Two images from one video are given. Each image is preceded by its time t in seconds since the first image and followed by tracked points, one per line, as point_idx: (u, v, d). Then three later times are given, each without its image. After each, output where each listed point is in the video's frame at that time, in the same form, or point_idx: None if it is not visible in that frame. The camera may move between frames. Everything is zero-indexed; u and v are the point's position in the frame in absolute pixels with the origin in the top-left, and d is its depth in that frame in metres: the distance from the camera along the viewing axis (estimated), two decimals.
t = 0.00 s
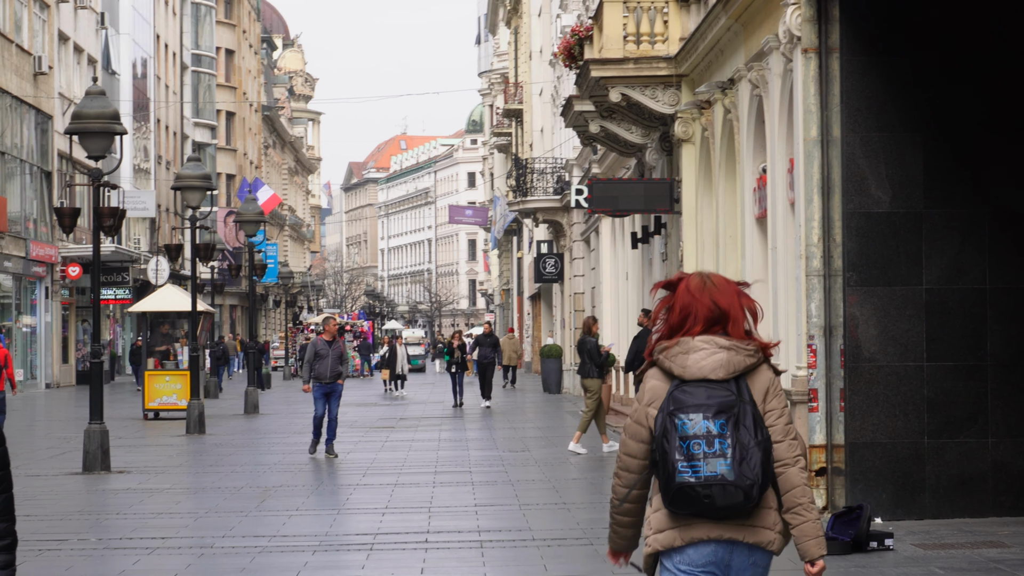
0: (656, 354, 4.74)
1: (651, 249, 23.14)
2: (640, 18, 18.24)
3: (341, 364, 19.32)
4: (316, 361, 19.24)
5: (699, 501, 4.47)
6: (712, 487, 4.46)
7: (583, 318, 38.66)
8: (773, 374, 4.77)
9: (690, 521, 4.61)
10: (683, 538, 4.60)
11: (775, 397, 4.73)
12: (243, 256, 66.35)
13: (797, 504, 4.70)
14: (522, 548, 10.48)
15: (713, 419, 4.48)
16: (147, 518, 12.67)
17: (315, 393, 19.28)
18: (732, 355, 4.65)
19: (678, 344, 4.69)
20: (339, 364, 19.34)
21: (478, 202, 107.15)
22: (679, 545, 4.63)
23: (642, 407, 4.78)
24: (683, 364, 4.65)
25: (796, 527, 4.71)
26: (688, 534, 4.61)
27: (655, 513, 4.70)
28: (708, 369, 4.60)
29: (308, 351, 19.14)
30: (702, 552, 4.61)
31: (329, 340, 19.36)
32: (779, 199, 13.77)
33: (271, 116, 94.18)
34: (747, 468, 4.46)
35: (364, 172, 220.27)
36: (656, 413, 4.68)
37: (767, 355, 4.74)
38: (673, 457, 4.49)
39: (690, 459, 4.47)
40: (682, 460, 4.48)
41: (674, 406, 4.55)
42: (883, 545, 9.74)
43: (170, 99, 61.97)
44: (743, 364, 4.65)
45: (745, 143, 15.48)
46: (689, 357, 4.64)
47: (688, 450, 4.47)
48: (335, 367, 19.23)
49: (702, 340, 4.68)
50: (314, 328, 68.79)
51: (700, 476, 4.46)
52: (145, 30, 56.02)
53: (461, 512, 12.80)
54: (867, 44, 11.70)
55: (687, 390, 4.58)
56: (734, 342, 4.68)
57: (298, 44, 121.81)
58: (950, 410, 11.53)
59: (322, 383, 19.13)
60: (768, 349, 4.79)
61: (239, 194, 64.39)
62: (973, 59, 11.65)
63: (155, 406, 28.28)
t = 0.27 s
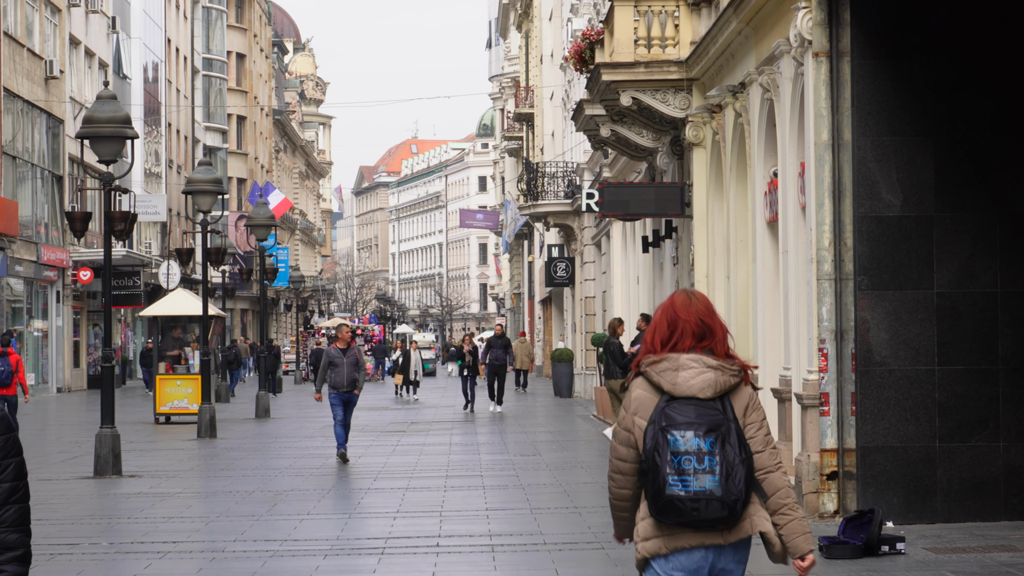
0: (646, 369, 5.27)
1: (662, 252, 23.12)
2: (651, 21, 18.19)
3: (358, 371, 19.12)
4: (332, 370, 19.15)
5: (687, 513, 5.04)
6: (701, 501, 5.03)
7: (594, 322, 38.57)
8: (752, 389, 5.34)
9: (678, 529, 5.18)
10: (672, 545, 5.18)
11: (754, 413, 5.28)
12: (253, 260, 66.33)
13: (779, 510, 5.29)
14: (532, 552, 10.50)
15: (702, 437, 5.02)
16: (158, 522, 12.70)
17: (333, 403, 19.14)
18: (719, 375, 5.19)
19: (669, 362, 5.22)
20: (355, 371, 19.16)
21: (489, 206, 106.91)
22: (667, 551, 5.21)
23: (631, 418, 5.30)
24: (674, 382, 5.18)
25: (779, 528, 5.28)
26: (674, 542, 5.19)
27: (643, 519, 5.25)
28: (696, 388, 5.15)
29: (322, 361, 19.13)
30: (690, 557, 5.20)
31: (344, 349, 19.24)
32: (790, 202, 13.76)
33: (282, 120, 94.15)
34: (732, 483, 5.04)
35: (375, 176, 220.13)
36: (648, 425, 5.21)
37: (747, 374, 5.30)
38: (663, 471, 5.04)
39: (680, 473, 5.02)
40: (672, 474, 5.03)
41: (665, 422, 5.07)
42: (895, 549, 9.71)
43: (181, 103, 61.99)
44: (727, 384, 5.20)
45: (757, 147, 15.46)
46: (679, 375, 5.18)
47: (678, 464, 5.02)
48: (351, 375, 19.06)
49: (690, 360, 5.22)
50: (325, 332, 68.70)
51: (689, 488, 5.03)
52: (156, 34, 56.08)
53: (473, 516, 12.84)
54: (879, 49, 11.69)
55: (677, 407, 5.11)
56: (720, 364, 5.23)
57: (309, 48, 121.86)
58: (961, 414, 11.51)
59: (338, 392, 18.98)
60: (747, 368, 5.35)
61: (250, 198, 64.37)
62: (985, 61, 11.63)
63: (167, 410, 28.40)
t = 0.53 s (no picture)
0: (635, 364, 4.94)
1: (673, 256, 23.11)
2: (661, 26, 18.23)
3: (372, 372, 18.97)
4: (346, 372, 18.96)
5: (670, 498, 4.70)
6: (684, 486, 4.69)
7: (605, 326, 38.66)
8: (739, 387, 5.01)
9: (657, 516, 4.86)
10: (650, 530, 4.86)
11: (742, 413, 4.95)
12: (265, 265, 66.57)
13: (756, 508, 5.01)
14: (543, 557, 10.51)
15: (688, 425, 4.68)
16: (169, 527, 12.73)
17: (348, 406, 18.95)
18: (708, 369, 4.85)
19: (657, 354, 4.88)
20: (369, 373, 18.96)
21: (500, 211, 107.26)
22: (645, 539, 4.89)
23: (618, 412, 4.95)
24: (663, 373, 4.85)
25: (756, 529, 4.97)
26: (654, 528, 4.87)
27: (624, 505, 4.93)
28: (685, 379, 4.82)
29: (336, 361, 18.88)
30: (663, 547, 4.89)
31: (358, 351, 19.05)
32: (800, 207, 13.78)
33: (293, 125, 94.52)
34: (716, 472, 4.70)
35: (386, 180, 220.68)
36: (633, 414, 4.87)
37: (735, 373, 4.98)
38: (649, 455, 4.69)
39: (665, 459, 4.68)
40: (658, 459, 4.69)
41: (652, 409, 4.74)
42: (906, 553, 9.73)
43: (192, 108, 62.28)
44: (716, 378, 4.86)
45: (768, 152, 15.46)
46: (669, 367, 4.84)
47: (664, 451, 4.68)
48: (364, 377, 18.88)
49: (678, 351, 4.90)
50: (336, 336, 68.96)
51: (673, 474, 4.69)
52: (167, 39, 56.33)
53: (484, 521, 12.82)
54: (890, 52, 11.68)
55: (665, 396, 4.78)
56: (710, 357, 4.89)
57: (321, 53, 122.21)
58: (972, 418, 11.50)
59: (353, 393, 18.82)
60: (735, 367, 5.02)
61: (261, 203, 64.62)
62: (997, 65, 11.61)
63: (178, 415, 28.52)
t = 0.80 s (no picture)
0: (618, 366, 5.47)
1: (684, 259, 23.10)
2: (672, 28, 18.22)
3: (387, 377, 18.37)
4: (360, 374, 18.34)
5: (649, 499, 5.26)
6: (660, 487, 5.25)
7: (616, 329, 38.63)
8: (718, 387, 5.53)
9: (641, 513, 5.38)
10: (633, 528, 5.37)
11: (717, 413, 5.48)
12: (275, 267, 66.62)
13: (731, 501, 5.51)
14: (554, 559, 10.53)
15: (663, 429, 5.24)
16: (181, 529, 12.77)
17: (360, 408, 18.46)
18: (683, 374, 5.38)
19: (638, 361, 5.42)
20: (384, 377, 18.33)
21: (510, 213, 107.22)
22: (631, 533, 5.40)
23: (604, 414, 5.49)
24: (643, 379, 5.39)
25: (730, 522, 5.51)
26: (638, 524, 5.38)
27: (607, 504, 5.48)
28: (663, 385, 5.35)
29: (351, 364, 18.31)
30: (647, 539, 5.39)
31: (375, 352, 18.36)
32: (812, 210, 13.76)
33: (304, 128, 94.52)
34: (691, 471, 5.25)
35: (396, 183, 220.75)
36: (617, 420, 5.42)
37: (713, 372, 5.49)
38: (627, 459, 5.27)
39: (642, 461, 5.25)
40: (636, 462, 5.25)
41: (631, 417, 5.29)
42: (917, 555, 9.74)
43: (203, 111, 62.36)
44: (692, 382, 5.40)
45: (778, 155, 15.43)
46: (648, 373, 5.38)
47: (641, 454, 5.24)
48: (378, 382, 18.27)
49: (657, 358, 5.43)
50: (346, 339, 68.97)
51: (650, 476, 5.25)
52: (178, 42, 56.42)
53: (494, 522, 12.86)
54: (900, 55, 11.68)
55: (644, 402, 5.33)
56: (685, 363, 5.43)
57: (331, 55, 122.26)
58: (984, 420, 11.50)
59: (365, 399, 18.28)
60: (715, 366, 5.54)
61: (271, 205, 64.65)
62: (1008, 66, 11.61)
63: (188, 417, 28.52)
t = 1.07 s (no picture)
0: (612, 374, 5.73)
1: (694, 259, 23.08)
2: (682, 29, 18.22)
3: (404, 378, 18.12)
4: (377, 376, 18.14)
5: (644, 494, 5.46)
6: (655, 482, 5.45)
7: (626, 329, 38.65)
8: (709, 391, 5.76)
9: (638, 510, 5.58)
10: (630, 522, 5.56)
11: (707, 413, 5.70)
12: (285, 268, 66.73)
13: (726, 497, 5.69)
14: (563, 560, 10.54)
15: (656, 428, 5.45)
16: (191, 529, 12.79)
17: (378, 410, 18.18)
18: (674, 376, 5.62)
19: (629, 366, 5.67)
20: (401, 378, 18.11)
21: (520, 214, 107.28)
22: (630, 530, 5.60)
23: (602, 420, 5.72)
24: (634, 383, 5.63)
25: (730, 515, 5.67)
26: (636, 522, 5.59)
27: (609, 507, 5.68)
28: (653, 387, 5.58)
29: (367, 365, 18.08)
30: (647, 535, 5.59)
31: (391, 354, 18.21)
32: (821, 210, 13.75)
33: (314, 129, 94.64)
34: (684, 467, 5.45)
35: (407, 184, 220.94)
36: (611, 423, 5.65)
37: (702, 377, 5.72)
38: (623, 456, 5.47)
39: (637, 458, 5.46)
40: (631, 459, 5.46)
41: (625, 416, 5.51)
42: (928, 556, 9.73)
43: (213, 112, 62.51)
44: (682, 383, 5.63)
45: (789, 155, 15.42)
46: (639, 377, 5.63)
47: (636, 451, 5.45)
48: (396, 382, 18.03)
49: (649, 363, 5.68)
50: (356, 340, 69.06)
51: (645, 472, 5.45)
52: (188, 43, 56.54)
53: (504, 523, 12.86)
54: (910, 56, 11.67)
55: (637, 401, 5.56)
56: (675, 366, 5.67)
57: (341, 56, 122.37)
58: (994, 421, 11.50)
59: (383, 399, 18.00)
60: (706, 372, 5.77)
61: (281, 206, 64.74)
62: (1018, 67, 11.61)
63: (199, 418, 28.54)
